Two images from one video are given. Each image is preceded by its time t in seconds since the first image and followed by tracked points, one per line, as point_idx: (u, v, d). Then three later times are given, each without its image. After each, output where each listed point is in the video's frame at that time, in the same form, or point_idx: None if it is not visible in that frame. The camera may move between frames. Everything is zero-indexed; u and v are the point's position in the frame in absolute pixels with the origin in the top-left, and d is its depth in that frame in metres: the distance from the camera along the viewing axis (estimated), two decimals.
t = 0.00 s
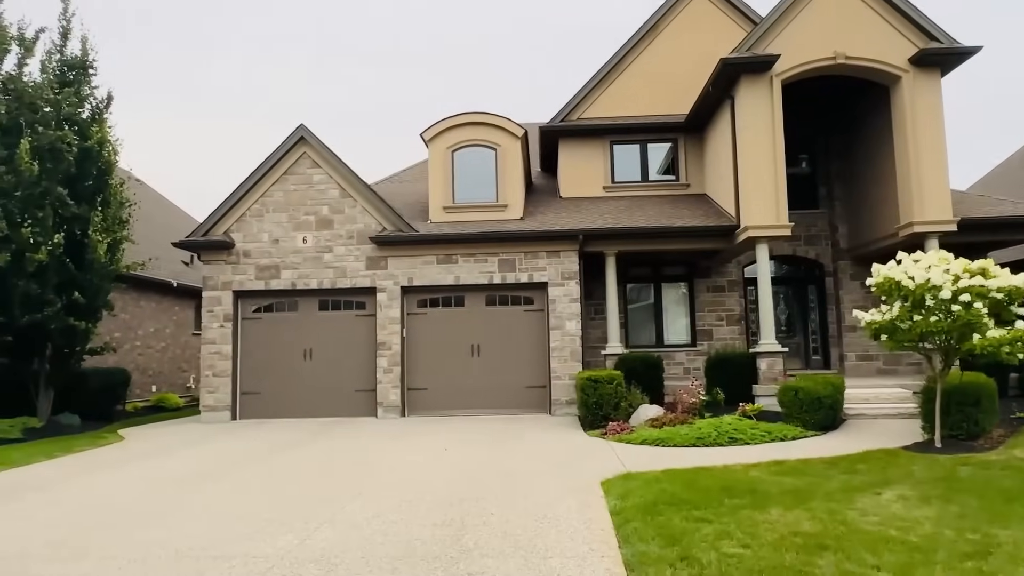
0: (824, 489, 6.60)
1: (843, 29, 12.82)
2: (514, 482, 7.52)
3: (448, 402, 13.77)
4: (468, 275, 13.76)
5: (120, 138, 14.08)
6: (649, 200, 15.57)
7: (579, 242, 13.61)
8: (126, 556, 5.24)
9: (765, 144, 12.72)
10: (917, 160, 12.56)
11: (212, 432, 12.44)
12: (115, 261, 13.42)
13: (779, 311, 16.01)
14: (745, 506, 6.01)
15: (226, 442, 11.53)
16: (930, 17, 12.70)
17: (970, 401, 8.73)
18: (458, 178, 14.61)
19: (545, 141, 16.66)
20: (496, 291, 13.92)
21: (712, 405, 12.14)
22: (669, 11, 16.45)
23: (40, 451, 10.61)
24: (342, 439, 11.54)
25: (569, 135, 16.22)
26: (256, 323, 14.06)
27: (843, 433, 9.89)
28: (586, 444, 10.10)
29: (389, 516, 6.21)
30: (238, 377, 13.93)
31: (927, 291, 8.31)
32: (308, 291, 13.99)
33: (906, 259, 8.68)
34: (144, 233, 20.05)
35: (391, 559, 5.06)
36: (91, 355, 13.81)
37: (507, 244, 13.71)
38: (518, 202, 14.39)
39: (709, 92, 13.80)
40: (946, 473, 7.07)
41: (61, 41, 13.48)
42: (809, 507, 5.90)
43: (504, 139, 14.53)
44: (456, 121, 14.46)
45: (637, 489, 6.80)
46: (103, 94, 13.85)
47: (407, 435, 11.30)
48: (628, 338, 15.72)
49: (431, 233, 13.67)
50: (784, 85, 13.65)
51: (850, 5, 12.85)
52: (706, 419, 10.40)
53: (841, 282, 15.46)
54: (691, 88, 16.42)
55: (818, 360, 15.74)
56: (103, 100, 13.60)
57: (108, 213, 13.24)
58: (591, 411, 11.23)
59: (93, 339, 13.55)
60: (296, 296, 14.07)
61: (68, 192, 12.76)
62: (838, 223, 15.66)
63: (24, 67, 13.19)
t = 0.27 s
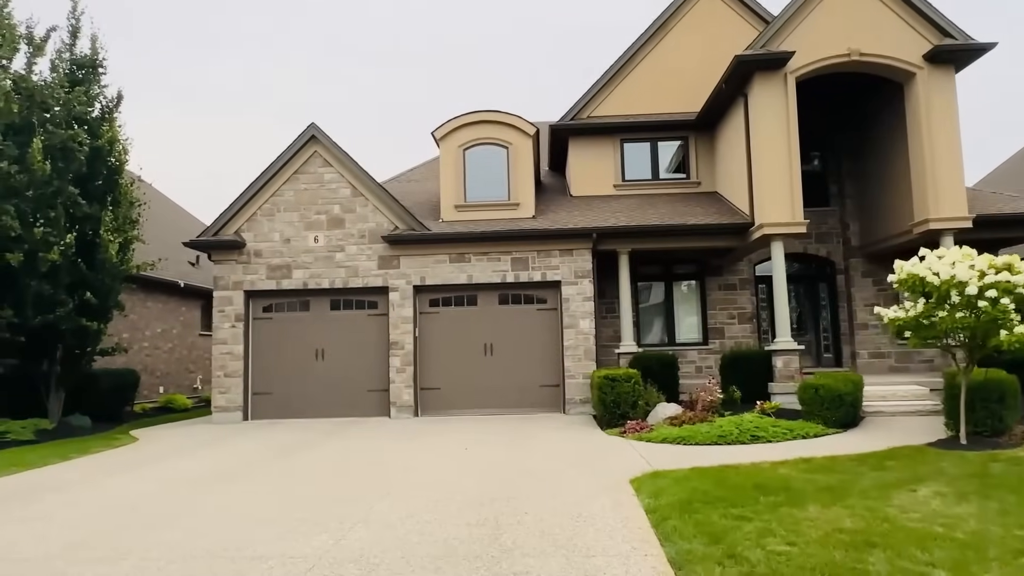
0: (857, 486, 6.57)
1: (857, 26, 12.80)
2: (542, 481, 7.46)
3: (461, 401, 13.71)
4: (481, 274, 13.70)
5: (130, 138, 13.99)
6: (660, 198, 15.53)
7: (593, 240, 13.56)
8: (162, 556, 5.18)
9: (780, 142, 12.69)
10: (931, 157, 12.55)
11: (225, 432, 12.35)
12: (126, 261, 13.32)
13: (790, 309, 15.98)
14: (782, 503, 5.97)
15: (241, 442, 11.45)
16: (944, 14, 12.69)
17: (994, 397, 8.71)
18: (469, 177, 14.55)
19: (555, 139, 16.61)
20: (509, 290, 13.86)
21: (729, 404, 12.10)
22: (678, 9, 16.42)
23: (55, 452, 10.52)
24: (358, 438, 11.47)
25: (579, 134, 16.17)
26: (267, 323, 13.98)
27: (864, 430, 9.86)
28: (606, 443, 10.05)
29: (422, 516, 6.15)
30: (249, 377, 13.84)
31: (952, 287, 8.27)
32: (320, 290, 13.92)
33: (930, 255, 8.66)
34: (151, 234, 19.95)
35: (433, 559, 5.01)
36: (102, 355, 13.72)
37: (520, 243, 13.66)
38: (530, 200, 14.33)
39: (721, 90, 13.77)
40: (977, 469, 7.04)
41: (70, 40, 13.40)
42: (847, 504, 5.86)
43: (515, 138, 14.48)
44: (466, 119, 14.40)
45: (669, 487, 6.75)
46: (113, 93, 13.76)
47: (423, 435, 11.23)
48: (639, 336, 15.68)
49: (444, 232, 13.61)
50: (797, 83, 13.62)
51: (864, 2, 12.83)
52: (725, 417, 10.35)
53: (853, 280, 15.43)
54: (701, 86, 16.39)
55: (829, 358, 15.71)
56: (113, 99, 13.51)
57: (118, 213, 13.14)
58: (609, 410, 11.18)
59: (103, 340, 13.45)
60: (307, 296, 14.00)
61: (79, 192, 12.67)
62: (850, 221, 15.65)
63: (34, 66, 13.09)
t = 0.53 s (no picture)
0: (890, 487, 6.52)
1: (869, 25, 12.78)
2: (567, 483, 7.39)
3: (473, 402, 13.63)
4: (492, 274, 13.62)
5: (137, 138, 13.85)
6: (670, 198, 15.48)
7: (605, 240, 13.49)
8: (195, 563, 5.09)
9: (793, 141, 12.65)
10: (944, 156, 12.53)
11: (235, 434, 12.23)
12: (133, 262, 13.18)
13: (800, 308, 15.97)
14: (818, 506, 5.90)
15: (253, 444, 11.34)
16: (956, 13, 12.69)
17: (1017, 396, 8.68)
18: (479, 176, 14.46)
19: (563, 139, 16.54)
20: (520, 290, 13.79)
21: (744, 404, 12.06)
22: (687, 8, 16.37)
23: (66, 455, 10.41)
24: (371, 440, 11.37)
25: (588, 133, 16.11)
26: (276, 324, 13.87)
27: (884, 430, 9.83)
28: (625, 444, 9.99)
29: (453, 520, 6.08)
30: (259, 378, 13.73)
31: (976, 286, 8.28)
32: (329, 291, 13.81)
33: (952, 255, 8.63)
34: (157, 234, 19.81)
35: (473, 564, 4.93)
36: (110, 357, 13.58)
37: (531, 243, 13.58)
38: (541, 200, 14.24)
39: (733, 89, 13.73)
40: (1008, 470, 7.00)
41: (76, 38, 13.27)
42: (885, 507, 5.81)
43: (525, 137, 14.39)
44: (476, 119, 14.31)
45: (699, 490, 6.69)
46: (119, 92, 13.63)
47: (438, 437, 11.15)
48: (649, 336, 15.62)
49: (454, 232, 13.52)
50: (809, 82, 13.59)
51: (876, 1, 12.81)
52: (743, 417, 10.31)
53: (862, 279, 15.41)
54: (710, 85, 16.34)
55: (839, 357, 15.73)
56: (120, 98, 13.38)
57: (126, 213, 13.00)
58: (624, 411, 11.13)
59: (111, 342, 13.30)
60: (317, 296, 13.89)
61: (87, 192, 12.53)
62: (859, 220, 15.62)
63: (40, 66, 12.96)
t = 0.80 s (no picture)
0: (915, 481, 6.56)
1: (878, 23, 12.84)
2: (591, 479, 7.39)
3: (481, 400, 13.61)
4: (502, 272, 13.62)
5: (143, 135, 13.74)
6: (676, 195, 15.51)
7: (614, 237, 13.51)
8: (231, 560, 5.06)
9: (803, 138, 12.69)
10: (952, 153, 12.60)
11: (245, 432, 12.17)
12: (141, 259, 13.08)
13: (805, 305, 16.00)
14: (849, 500, 5.93)
15: (265, 442, 11.29)
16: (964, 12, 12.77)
17: None
18: (487, 174, 14.45)
19: (569, 136, 16.55)
20: (529, 288, 13.78)
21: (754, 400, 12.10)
22: (693, 5, 16.40)
23: (77, 453, 10.32)
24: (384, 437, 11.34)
25: (594, 131, 16.12)
26: (284, 322, 13.80)
27: (898, 426, 9.88)
28: (640, 440, 10.00)
29: (484, 516, 6.07)
30: (267, 376, 13.67)
31: (993, 283, 8.39)
32: (338, 288, 13.77)
33: (968, 250, 8.68)
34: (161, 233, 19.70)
35: (514, 559, 4.93)
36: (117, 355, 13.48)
37: (540, 240, 13.58)
38: (549, 197, 14.24)
39: (742, 86, 13.76)
40: None
41: (81, 34, 13.14)
42: (914, 501, 5.84)
43: (533, 134, 14.39)
44: (484, 116, 14.31)
45: (726, 485, 6.71)
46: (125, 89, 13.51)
47: (451, 434, 11.13)
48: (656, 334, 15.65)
49: (464, 229, 13.51)
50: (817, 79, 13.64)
51: None
52: (757, 413, 10.34)
53: (867, 276, 15.49)
54: (715, 82, 16.38)
55: (844, 354, 15.66)
56: (125, 94, 13.27)
57: (133, 210, 12.89)
58: (637, 407, 11.15)
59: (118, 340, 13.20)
60: (325, 294, 13.84)
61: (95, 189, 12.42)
62: (864, 217, 15.70)
63: (44, 62, 12.81)
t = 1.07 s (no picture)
0: (935, 475, 6.63)
1: (883, 23, 12.94)
2: (611, 475, 7.42)
3: (487, 397, 13.61)
4: (508, 269, 13.62)
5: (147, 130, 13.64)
6: (680, 193, 15.57)
7: (620, 235, 13.54)
8: (265, 556, 5.05)
9: (809, 137, 12.77)
10: (956, 152, 12.71)
11: (253, 430, 12.12)
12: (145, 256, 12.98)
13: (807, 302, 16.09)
14: (873, 495, 5.98)
15: (274, 439, 11.24)
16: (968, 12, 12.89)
17: None
18: (493, 171, 14.44)
19: (573, 134, 16.58)
20: (536, 285, 13.80)
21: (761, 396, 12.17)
22: (696, 4, 16.45)
23: (86, 451, 10.25)
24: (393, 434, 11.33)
25: (598, 129, 16.15)
26: (289, 319, 13.74)
27: (906, 422, 9.97)
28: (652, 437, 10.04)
29: (511, 512, 6.08)
30: (272, 374, 13.61)
31: (1004, 280, 8.47)
32: (343, 286, 13.72)
33: (979, 248, 8.75)
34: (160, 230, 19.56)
35: (549, 553, 4.95)
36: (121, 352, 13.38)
37: (547, 237, 13.59)
38: (555, 195, 14.25)
39: (747, 85, 13.82)
40: None
41: (84, 28, 13.01)
42: (938, 495, 5.90)
43: (539, 132, 14.39)
44: (489, 114, 14.31)
45: (748, 480, 6.75)
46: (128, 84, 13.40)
47: (461, 431, 11.14)
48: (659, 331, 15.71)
49: (470, 226, 13.50)
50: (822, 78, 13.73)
51: None
52: (767, 410, 10.41)
53: (869, 273, 15.60)
54: (719, 81, 16.44)
55: (845, 351, 15.71)
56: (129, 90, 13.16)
57: (137, 207, 12.80)
58: (646, 404, 11.18)
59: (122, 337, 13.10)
60: (331, 291, 13.79)
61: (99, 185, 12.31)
62: (866, 216, 15.81)
63: (47, 56, 12.68)
